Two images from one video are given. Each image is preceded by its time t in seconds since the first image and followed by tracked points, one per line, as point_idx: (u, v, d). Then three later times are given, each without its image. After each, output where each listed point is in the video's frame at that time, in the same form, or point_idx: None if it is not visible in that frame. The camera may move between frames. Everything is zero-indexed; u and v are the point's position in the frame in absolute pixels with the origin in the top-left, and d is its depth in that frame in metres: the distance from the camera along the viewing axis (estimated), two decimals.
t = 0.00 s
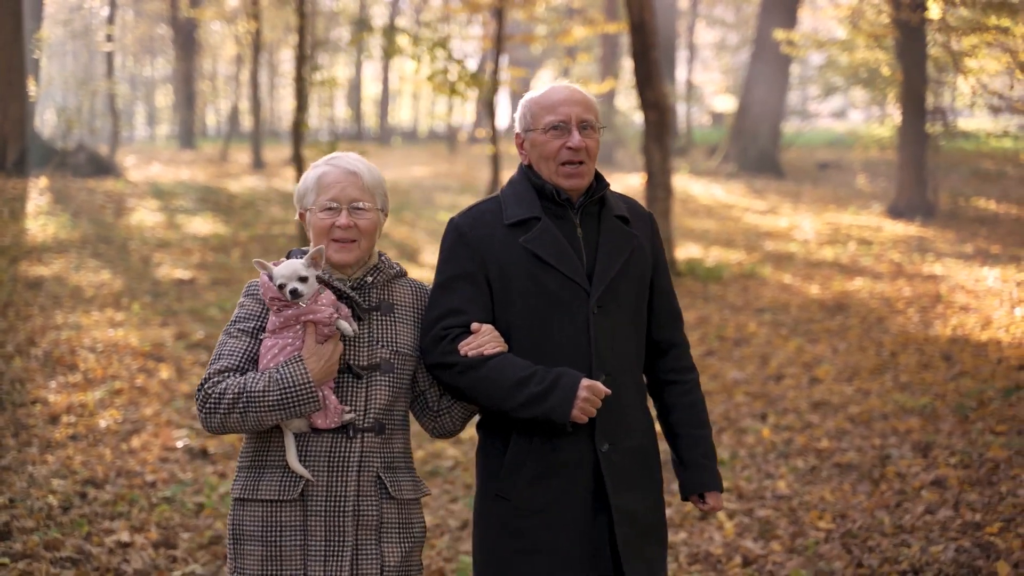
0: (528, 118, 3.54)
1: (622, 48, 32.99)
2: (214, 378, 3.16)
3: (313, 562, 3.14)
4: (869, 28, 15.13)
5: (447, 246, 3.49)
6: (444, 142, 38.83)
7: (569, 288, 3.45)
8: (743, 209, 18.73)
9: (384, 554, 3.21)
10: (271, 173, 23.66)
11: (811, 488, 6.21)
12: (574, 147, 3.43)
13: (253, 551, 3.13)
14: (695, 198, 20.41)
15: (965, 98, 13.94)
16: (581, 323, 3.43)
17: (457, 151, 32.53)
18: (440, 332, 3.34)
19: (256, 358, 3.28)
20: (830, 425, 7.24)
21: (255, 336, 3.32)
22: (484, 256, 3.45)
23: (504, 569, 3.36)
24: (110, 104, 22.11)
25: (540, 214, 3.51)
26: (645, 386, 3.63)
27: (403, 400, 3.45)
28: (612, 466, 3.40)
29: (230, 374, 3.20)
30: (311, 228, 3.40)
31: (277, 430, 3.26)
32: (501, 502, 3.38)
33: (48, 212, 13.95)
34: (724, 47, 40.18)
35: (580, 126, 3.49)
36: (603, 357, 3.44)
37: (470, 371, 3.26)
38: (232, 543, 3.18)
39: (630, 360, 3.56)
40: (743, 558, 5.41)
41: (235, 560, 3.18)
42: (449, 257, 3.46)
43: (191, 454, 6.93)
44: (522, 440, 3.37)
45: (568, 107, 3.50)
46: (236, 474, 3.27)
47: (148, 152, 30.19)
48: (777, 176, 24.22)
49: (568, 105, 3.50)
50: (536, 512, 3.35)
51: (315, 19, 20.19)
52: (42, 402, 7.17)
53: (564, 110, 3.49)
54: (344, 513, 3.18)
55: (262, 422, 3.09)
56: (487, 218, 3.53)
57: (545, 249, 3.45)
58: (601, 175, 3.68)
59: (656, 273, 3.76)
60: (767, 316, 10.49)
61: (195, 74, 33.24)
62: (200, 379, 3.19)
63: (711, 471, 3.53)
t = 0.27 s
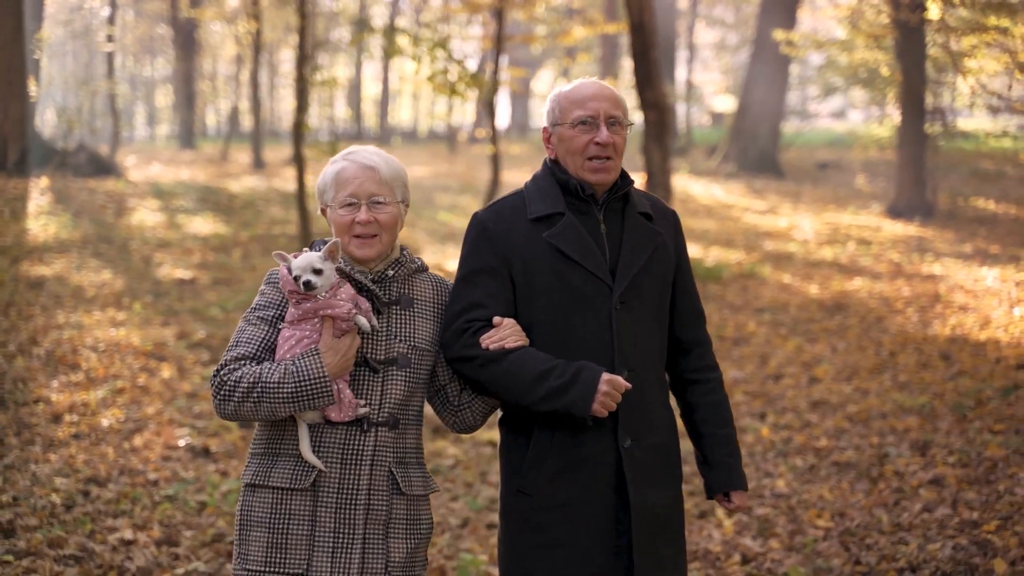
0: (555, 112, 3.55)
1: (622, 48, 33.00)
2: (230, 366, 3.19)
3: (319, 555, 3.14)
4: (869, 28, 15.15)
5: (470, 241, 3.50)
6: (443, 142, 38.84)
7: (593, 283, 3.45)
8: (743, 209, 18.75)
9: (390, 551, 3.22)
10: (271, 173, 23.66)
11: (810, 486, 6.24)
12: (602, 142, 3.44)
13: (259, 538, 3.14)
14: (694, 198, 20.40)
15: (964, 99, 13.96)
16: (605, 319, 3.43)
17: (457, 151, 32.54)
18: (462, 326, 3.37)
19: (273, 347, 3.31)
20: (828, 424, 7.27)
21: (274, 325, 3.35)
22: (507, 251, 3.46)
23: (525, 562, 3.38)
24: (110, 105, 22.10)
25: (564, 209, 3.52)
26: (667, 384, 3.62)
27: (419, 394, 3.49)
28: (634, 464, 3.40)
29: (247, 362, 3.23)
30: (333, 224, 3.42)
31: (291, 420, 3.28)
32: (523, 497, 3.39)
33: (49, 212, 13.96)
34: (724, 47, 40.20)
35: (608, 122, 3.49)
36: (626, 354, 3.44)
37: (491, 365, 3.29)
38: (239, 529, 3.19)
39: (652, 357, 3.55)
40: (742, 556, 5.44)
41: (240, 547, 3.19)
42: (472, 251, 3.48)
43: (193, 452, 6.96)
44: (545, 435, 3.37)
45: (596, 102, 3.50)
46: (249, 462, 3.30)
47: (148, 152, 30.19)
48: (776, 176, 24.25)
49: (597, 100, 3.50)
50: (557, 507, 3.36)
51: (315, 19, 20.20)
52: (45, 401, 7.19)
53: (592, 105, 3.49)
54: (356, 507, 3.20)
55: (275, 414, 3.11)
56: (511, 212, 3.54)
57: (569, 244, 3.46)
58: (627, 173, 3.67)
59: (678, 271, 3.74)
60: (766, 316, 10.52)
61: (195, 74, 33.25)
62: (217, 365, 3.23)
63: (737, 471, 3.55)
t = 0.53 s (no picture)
0: (570, 113, 3.55)
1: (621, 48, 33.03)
2: (247, 364, 3.19)
3: (330, 552, 3.16)
4: (868, 28, 15.18)
5: (482, 239, 3.52)
6: (443, 142, 38.83)
7: (603, 284, 3.46)
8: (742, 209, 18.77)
9: (400, 549, 3.26)
10: (271, 173, 23.67)
11: (808, 484, 6.27)
12: (616, 144, 3.44)
13: (268, 530, 3.14)
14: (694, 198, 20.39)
15: (964, 99, 13.98)
16: (615, 320, 3.44)
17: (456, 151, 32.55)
18: (470, 325, 3.39)
19: (289, 346, 3.31)
20: (827, 422, 7.30)
21: (289, 323, 3.35)
22: (518, 251, 3.49)
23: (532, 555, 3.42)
24: (110, 104, 22.11)
25: (576, 210, 3.53)
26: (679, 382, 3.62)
27: (430, 394, 3.52)
28: (643, 463, 3.40)
29: (263, 360, 3.23)
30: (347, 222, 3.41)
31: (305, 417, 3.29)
32: (529, 490, 3.43)
33: (50, 212, 13.98)
34: (723, 47, 40.25)
35: (622, 123, 3.49)
36: (636, 355, 3.44)
37: (497, 365, 3.31)
38: (248, 521, 3.19)
39: (662, 359, 3.54)
40: (740, 553, 5.47)
41: (248, 538, 3.17)
42: (484, 250, 3.50)
43: (195, 451, 6.98)
44: (553, 435, 3.40)
45: (610, 104, 3.50)
46: (259, 456, 3.30)
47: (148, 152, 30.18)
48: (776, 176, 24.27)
49: (611, 102, 3.50)
50: (565, 499, 3.38)
51: (315, 19, 20.21)
52: (47, 400, 7.22)
53: (606, 107, 3.49)
54: (370, 505, 3.23)
55: (294, 414, 3.12)
56: (523, 211, 3.55)
57: (579, 245, 3.47)
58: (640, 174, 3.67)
59: (692, 269, 3.73)
60: (765, 315, 10.54)
61: (195, 75, 33.27)
62: (233, 362, 3.22)
63: (753, 464, 3.52)
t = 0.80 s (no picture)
0: (567, 111, 3.57)
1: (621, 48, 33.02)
2: (255, 370, 3.17)
3: (342, 553, 3.18)
4: (867, 28, 15.20)
5: (482, 236, 3.54)
6: (443, 142, 38.84)
7: (603, 280, 3.48)
8: (742, 209, 18.78)
9: (408, 549, 3.30)
10: (271, 173, 23.68)
11: (807, 482, 6.29)
12: (613, 141, 3.45)
13: (279, 533, 3.14)
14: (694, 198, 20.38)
15: (963, 99, 14.00)
16: (615, 315, 3.46)
17: (456, 151, 32.57)
18: (472, 323, 3.41)
19: (297, 351, 3.30)
20: (825, 421, 7.32)
21: (296, 327, 3.34)
22: (517, 248, 3.51)
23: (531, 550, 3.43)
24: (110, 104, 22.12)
25: (575, 206, 3.54)
26: (681, 376, 3.63)
27: (435, 395, 3.52)
28: (643, 457, 3.43)
29: (272, 365, 3.21)
30: (351, 224, 3.40)
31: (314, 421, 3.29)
32: (529, 486, 3.44)
33: (51, 212, 14.00)
34: (723, 47, 40.28)
35: (619, 120, 3.51)
36: (636, 351, 3.46)
37: (499, 363, 3.33)
38: (259, 525, 3.19)
39: (664, 352, 3.55)
40: (739, 550, 5.49)
41: (259, 542, 3.18)
42: (483, 247, 3.52)
43: (196, 449, 7.00)
44: (553, 431, 3.43)
45: (607, 101, 3.52)
46: (267, 459, 3.30)
47: (148, 153, 30.19)
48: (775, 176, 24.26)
49: (607, 99, 3.52)
50: (564, 495, 3.40)
51: (315, 19, 20.22)
52: (48, 399, 7.24)
53: (603, 104, 3.51)
54: (380, 507, 3.25)
55: (304, 419, 3.12)
56: (522, 209, 3.58)
57: (579, 241, 3.49)
58: (639, 170, 3.69)
59: (693, 262, 3.74)
60: (765, 314, 10.56)
61: (195, 75, 33.27)
62: (240, 368, 3.20)
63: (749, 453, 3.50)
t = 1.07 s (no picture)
0: (553, 114, 3.58)
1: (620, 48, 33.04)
2: (255, 383, 3.10)
3: (354, 563, 3.14)
4: (865, 28, 15.23)
5: (471, 241, 3.54)
6: (442, 141, 38.89)
7: (594, 282, 3.47)
8: (740, 208, 18.81)
9: (417, 554, 3.26)
10: (270, 172, 23.72)
11: (804, 479, 6.31)
12: (599, 142, 3.46)
13: (290, 548, 3.11)
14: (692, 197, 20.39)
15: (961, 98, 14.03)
16: (606, 317, 3.46)
17: (456, 151, 32.61)
18: (464, 328, 3.38)
19: (295, 361, 3.23)
20: (823, 419, 7.34)
21: (293, 337, 3.26)
22: (507, 251, 3.50)
23: (527, 556, 3.42)
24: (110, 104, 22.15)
25: (564, 208, 3.53)
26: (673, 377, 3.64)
27: (434, 401, 3.46)
28: (636, 460, 3.43)
29: (270, 378, 3.15)
30: (342, 229, 3.35)
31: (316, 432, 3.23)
32: (523, 493, 3.43)
33: (51, 211, 14.03)
34: (722, 47, 40.35)
35: (605, 121, 3.51)
36: (628, 353, 3.46)
37: (492, 368, 3.31)
38: (268, 541, 3.15)
39: (655, 352, 3.56)
40: (736, 546, 5.50)
41: (270, 558, 3.15)
42: (473, 251, 3.51)
43: (195, 446, 7.02)
44: (545, 436, 3.41)
45: (592, 103, 3.53)
46: (271, 473, 3.25)
47: (148, 152, 30.13)
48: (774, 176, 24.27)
49: (592, 101, 3.53)
50: (556, 502, 3.39)
51: (314, 19, 20.26)
52: (48, 397, 7.26)
53: (588, 106, 3.52)
54: (389, 514, 3.19)
55: (306, 430, 3.06)
56: (511, 212, 3.57)
57: (568, 242, 3.48)
58: (626, 170, 3.70)
59: (683, 261, 3.73)
60: (763, 313, 10.59)
61: (195, 75, 33.34)
62: (238, 383, 3.13)
63: (737, 452, 3.51)
